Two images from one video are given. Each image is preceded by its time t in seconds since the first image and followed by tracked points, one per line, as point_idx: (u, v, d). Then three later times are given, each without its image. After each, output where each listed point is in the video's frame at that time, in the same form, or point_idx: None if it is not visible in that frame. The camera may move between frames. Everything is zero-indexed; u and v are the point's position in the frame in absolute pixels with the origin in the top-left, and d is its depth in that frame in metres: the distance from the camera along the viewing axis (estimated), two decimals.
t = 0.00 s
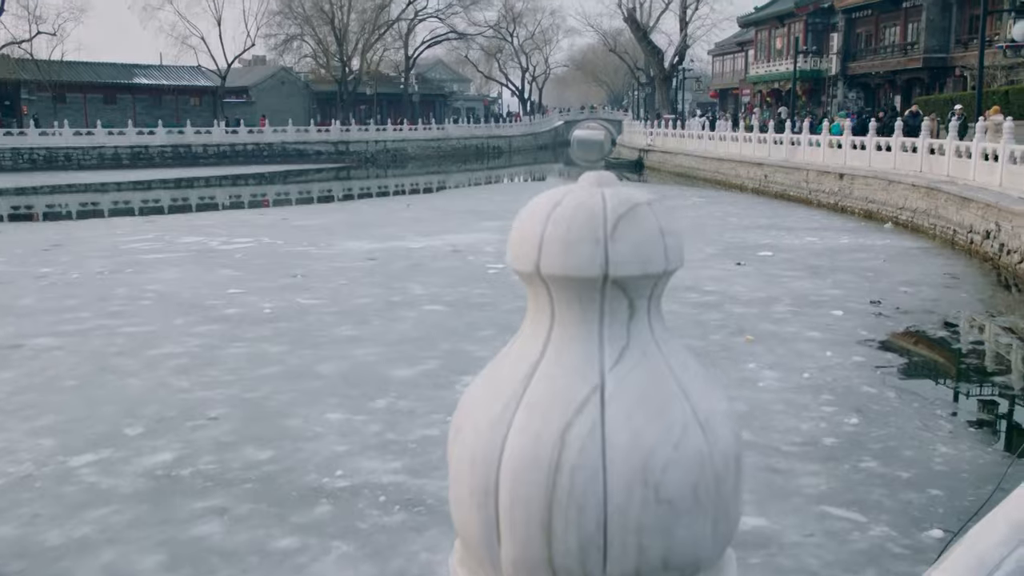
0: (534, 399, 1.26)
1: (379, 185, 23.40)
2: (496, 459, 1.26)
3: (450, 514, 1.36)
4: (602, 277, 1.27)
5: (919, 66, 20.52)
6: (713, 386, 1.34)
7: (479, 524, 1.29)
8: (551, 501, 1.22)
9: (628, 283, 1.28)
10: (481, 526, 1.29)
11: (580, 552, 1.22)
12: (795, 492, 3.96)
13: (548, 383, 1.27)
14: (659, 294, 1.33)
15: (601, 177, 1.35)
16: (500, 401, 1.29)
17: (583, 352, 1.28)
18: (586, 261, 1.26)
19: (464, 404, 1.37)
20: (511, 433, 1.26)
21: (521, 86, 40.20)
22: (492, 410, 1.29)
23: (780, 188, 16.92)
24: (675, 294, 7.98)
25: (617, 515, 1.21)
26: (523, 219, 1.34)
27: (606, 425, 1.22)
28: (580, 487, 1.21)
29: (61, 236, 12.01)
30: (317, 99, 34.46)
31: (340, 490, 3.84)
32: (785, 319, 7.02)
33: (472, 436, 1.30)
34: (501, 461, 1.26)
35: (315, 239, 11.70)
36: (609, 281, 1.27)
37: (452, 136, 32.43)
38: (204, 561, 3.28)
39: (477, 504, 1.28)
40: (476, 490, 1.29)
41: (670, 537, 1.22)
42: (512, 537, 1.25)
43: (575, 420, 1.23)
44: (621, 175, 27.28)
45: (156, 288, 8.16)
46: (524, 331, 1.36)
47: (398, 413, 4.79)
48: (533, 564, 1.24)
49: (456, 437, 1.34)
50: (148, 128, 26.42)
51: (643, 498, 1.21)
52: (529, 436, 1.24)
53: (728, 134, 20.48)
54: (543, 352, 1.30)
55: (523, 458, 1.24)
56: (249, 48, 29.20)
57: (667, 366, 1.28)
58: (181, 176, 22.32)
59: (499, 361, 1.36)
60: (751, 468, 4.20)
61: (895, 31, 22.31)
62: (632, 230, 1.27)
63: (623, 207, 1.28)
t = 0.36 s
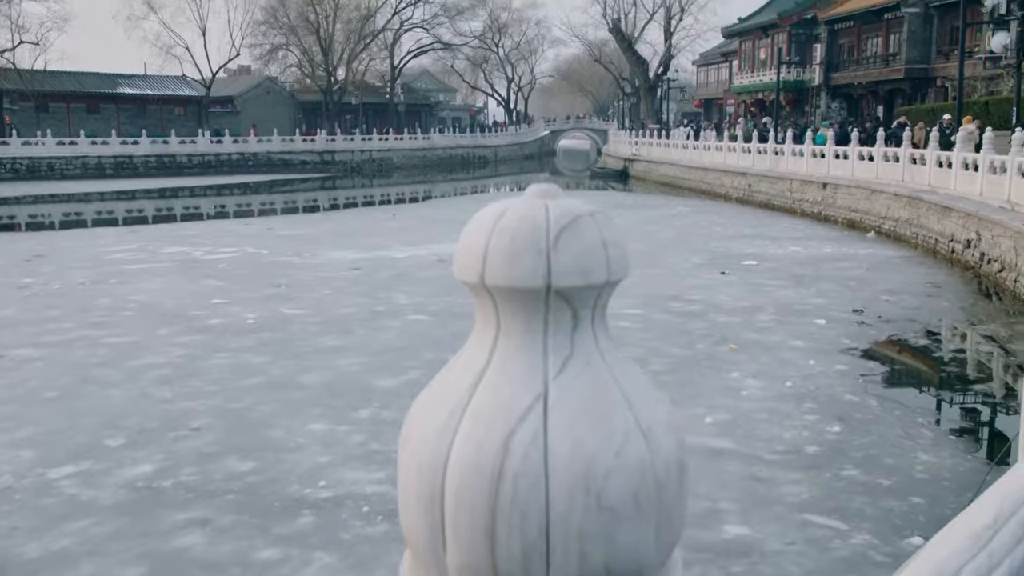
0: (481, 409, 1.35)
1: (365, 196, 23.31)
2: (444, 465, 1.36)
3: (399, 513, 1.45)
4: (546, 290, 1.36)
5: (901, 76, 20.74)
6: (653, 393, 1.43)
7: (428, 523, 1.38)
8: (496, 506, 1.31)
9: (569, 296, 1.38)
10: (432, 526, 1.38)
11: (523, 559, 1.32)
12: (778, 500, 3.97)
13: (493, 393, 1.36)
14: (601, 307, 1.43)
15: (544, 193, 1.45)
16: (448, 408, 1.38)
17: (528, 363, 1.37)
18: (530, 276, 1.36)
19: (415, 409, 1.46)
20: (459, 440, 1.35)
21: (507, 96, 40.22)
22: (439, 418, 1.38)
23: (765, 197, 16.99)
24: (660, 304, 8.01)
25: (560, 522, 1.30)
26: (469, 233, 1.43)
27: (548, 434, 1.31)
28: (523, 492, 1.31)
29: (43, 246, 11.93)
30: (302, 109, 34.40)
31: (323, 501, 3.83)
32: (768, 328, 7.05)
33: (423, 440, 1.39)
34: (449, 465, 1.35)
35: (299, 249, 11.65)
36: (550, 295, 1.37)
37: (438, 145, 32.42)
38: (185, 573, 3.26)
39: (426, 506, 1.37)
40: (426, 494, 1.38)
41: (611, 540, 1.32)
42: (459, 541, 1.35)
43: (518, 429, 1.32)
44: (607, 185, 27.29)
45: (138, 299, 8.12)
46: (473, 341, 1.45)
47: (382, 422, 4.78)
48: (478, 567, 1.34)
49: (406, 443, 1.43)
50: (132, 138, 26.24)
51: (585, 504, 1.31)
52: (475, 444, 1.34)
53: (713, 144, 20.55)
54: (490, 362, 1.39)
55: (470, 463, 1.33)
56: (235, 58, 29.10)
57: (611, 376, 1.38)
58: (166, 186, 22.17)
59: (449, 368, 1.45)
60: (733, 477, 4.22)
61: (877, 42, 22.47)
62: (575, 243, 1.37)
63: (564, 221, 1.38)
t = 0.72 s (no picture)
0: (419, 417, 1.04)
1: (349, 206, 23.28)
2: (385, 476, 1.05)
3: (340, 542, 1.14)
4: (487, 302, 1.05)
5: (882, 88, 20.89)
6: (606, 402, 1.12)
7: (368, 542, 1.08)
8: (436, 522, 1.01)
9: (515, 305, 1.06)
10: (371, 547, 1.08)
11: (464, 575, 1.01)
12: (758, 509, 3.99)
13: (432, 402, 1.05)
14: (552, 317, 1.11)
15: (491, 204, 1.14)
16: (388, 417, 1.07)
17: (470, 370, 1.06)
18: (472, 285, 1.05)
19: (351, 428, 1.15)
20: (398, 454, 1.04)
21: (491, 107, 40.31)
22: (379, 430, 1.07)
23: (747, 208, 17.11)
24: (643, 314, 8.05)
25: (500, 531, 1.00)
26: (409, 240, 1.12)
27: (489, 443, 1.01)
28: (463, 505, 1.00)
29: (25, 258, 11.87)
30: (286, 120, 34.37)
31: (303, 513, 3.81)
32: (750, 338, 7.09)
33: (357, 457, 1.09)
34: (388, 478, 1.05)
35: (282, 260, 11.65)
36: (493, 303, 1.06)
37: (422, 156, 32.45)
38: None
39: (366, 521, 1.07)
40: (366, 509, 1.07)
41: (555, 557, 1.01)
42: (401, 560, 1.05)
43: (460, 438, 1.02)
44: (591, 196, 27.41)
45: (120, 310, 8.09)
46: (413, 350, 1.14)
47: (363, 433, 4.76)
48: None
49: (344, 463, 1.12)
50: (115, 149, 26.10)
51: (526, 516, 1.00)
52: (413, 456, 1.03)
53: (695, 155, 20.69)
54: (432, 372, 1.08)
55: (406, 475, 1.03)
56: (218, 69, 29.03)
57: (556, 386, 1.06)
58: (149, 197, 22.07)
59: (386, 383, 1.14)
60: (714, 487, 4.23)
61: (858, 54, 22.66)
62: (518, 255, 1.06)
63: (508, 231, 1.06)
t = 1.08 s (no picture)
0: (367, 428, 1.02)
1: (332, 218, 23.22)
2: (331, 487, 1.03)
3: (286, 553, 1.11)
4: (432, 315, 1.03)
5: (861, 100, 21.07)
6: (551, 414, 1.10)
7: (313, 553, 1.05)
8: (381, 533, 0.99)
9: (461, 319, 1.04)
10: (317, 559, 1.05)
11: None
12: (738, 519, 4.00)
13: (379, 415, 1.02)
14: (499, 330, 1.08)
15: (437, 218, 1.11)
16: (336, 429, 1.05)
17: (417, 382, 1.03)
18: (417, 299, 1.02)
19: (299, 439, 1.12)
20: (345, 466, 1.02)
21: (474, 119, 40.35)
22: (326, 443, 1.05)
23: (728, 219, 17.19)
24: (625, 325, 8.08)
25: (444, 540, 0.97)
26: (357, 255, 1.08)
27: (433, 454, 0.98)
28: (408, 516, 0.98)
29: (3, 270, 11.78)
30: (269, 131, 34.29)
31: (282, 526, 3.79)
32: (731, 348, 7.12)
33: (305, 466, 1.06)
34: (335, 489, 1.02)
35: (264, 271, 11.62)
36: (439, 318, 1.03)
37: (405, 168, 32.46)
38: None
39: (312, 534, 1.04)
40: (313, 518, 1.04)
41: (499, 565, 0.99)
42: (347, 569, 1.02)
43: (406, 450, 0.99)
44: (574, 207, 27.47)
45: (99, 322, 8.03)
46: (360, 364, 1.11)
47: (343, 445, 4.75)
48: None
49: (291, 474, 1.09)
50: (95, 160, 25.93)
51: (468, 528, 0.97)
52: (360, 467, 1.00)
53: (677, 167, 20.77)
54: (379, 386, 1.05)
55: (352, 485, 1.00)
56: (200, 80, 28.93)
57: (502, 398, 1.04)
58: (130, 208, 21.91)
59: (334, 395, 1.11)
60: (695, 497, 4.24)
61: (838, 66, 22.84)
62: (463, 268, 1.03)
63: (454, 244, 1.04)
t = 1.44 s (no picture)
0: (326, 440, 1.05)
1: (317, 228, 23.13)
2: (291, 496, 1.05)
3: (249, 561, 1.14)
4: (388, 328, 1.05)
5: (844, 110, 21.20)
6: (506, 424, 1.12)
7: (274, 561, 1.07)
8: (338, 543, 1.01)
9: (417, 332, 1.06)
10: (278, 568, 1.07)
11: None
12: (722, 528, 4.01)
13: (337, 429, 1.05)
14: (455, 343, 1.11)
15: (396, 235, 1.14)
16: (297, 441, 1.08)
17: (375, 396, 1.06)
18: (373, 313, 1.05)
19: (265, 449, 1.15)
20: (305, 475, 1.05)
21: (460, 129, 40.35)
22: (288, 454, 1.07)
23: (713, 229, 17.26)
24: (609, 334, 8.10)
25: (399, 548, 1.00)
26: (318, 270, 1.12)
27: (388, 464, 1.01)
28: (365, 524, 1.00)
29: None
30: (253, 141, 34.17)
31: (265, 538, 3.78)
32: (715, 357, 7.15)
33: (267, 476, 1.09)
34: (294, 498, 1.05)
35: (248, 282, 11.59)
36: (395, 331, 1.06)
37: (391, 178, 32.38)
38: None
39: (272, 542, 1.06)
40: (273, 528, 1.06)
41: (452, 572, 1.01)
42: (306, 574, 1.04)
43: (362, 459, 1.02)
44: (559, 217, 27.49)
45: (81, 333, 7.99)
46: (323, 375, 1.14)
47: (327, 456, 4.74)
48: None
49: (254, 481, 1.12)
50: (78, 170, 25.77)
51: (422, 536, 0.99)
52: (319, 477, 1.03)
53: (662, 177, 20.82)
54: (339, 399, 1.08)
55: (311, 494, 1.03)
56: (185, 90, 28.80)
57: (457, 409, 1.07)
58: (113, 219, 21.76)
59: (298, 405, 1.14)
60: (679, 506, 4.25)
61: (821, 77, 22.97)
62: (418, 282, 1.06)
63: (410, 257, 1.07)
